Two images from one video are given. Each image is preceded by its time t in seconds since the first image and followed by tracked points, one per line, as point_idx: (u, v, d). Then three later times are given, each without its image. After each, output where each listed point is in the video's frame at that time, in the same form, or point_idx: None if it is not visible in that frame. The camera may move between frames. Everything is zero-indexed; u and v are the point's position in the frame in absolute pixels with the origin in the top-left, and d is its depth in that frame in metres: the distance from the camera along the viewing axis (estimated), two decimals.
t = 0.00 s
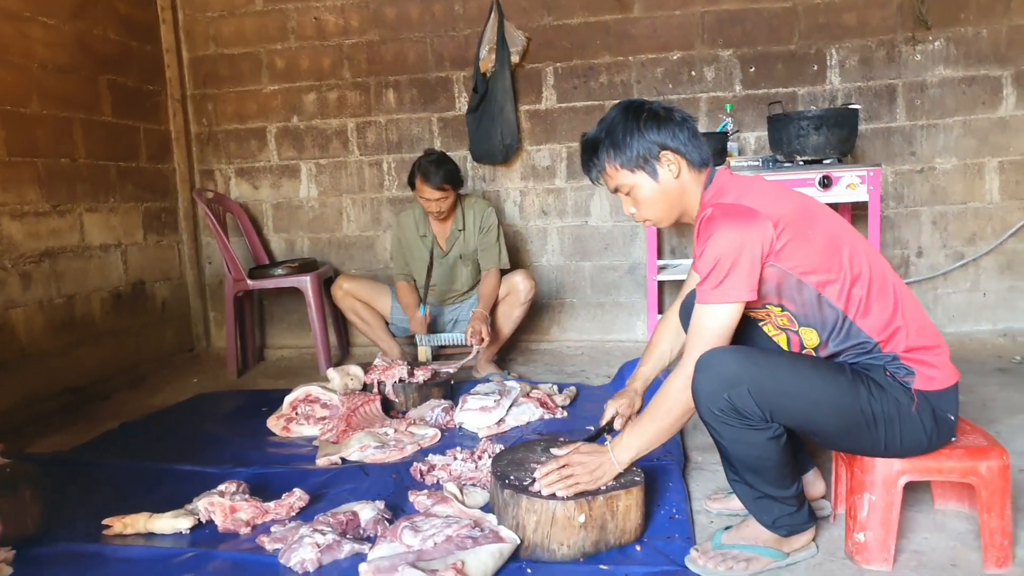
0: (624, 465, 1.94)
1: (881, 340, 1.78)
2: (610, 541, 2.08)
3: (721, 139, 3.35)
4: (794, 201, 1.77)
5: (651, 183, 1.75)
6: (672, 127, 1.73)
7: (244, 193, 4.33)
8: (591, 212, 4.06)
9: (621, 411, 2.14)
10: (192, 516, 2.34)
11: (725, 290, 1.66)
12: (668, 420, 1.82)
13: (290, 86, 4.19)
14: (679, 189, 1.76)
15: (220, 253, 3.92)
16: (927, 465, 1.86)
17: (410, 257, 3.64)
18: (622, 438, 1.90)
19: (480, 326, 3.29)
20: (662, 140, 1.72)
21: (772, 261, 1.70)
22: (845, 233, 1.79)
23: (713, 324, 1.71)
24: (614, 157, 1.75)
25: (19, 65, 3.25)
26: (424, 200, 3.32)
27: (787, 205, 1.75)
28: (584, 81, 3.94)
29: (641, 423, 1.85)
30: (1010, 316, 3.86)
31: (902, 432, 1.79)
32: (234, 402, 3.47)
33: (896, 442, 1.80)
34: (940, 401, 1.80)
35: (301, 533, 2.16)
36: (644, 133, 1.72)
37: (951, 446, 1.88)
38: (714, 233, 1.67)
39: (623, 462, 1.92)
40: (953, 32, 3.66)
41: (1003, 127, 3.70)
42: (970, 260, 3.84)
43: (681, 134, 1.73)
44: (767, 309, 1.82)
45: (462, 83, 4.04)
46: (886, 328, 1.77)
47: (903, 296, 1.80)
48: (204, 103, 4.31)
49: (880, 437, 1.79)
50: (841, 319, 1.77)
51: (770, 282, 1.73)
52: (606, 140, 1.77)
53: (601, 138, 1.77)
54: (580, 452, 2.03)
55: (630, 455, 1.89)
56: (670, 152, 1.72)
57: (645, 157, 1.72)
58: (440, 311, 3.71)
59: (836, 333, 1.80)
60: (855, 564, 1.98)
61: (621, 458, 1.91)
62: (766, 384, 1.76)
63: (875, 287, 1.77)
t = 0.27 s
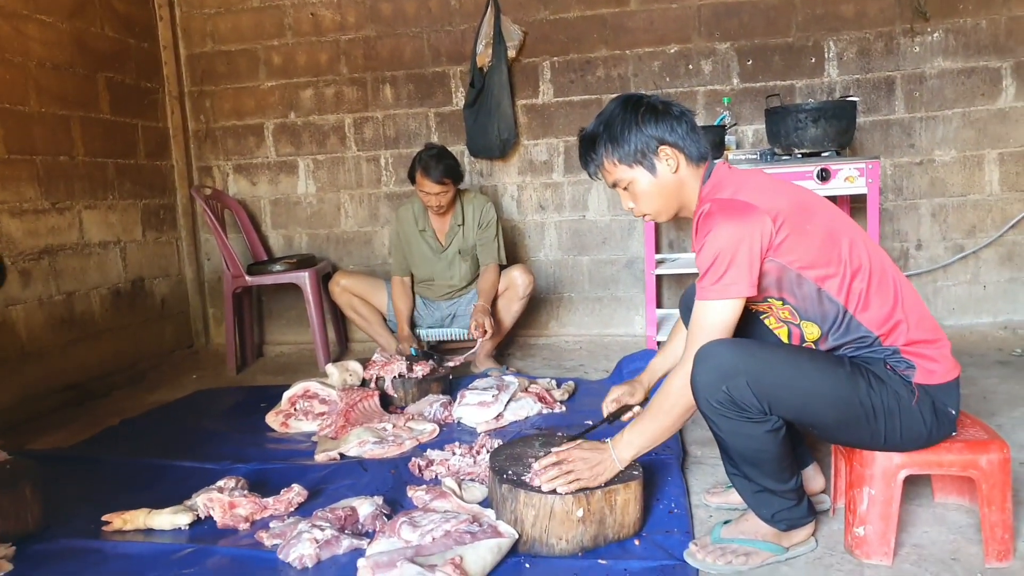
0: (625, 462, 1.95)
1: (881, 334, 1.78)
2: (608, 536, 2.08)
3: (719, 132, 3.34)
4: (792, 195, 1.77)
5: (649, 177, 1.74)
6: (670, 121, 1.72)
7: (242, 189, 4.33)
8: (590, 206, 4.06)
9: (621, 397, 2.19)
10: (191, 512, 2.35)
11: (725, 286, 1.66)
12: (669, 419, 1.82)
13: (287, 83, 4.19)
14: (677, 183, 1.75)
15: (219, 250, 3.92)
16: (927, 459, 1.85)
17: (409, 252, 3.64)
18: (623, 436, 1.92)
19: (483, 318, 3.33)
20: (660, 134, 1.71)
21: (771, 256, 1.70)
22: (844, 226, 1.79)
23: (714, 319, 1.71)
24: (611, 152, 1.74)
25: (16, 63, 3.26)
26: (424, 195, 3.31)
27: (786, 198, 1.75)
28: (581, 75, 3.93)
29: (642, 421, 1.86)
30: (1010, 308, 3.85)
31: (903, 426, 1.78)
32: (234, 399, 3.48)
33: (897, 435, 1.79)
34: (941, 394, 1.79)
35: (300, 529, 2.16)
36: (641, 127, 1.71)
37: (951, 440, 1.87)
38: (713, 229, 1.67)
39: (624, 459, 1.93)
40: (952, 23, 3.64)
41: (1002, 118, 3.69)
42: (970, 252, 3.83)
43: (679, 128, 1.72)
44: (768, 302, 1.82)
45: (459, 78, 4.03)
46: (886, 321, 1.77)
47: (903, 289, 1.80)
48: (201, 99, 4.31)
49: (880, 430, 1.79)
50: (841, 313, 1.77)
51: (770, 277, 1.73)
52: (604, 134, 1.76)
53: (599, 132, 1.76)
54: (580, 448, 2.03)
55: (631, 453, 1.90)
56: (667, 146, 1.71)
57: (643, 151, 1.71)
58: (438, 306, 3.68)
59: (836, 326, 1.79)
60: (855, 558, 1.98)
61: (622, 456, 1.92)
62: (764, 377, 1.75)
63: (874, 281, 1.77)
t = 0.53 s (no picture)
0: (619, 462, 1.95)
1: (876, 330, 1.79)
2: (606, 533, 2.09)
3: (717, 130, 3.34)
4: (788, 192, 1.77)
5: (644, 177, 1.74)
6: (663, 120, 1.72)
7: (240, 187, 4.33)
8: (588, 204, 4.06)
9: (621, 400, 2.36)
10: (188, 509, 2.35)
11: (720, 284, 1.66)
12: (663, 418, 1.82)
13: (285, 80, 4.19)
14: (672, 182, 1.75)
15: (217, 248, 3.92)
16: (923, 456, 1.86)
17: (408, 249, 3.64)
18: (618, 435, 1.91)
19: (485, 308, 3.33)
20: (654, 134, 1.71)
21: (766, 254, 1.70)
22: (839, 223, 1.79)
23: (709, 317, 1.70)
24: (606, 152, 1.74)
25: (12, 60, 3.25)
26: (422, 192, 3.31)
27: (781, 196, 1.75)
28: (579, 73, 3.93)
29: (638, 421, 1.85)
30: (1007, 306, 3.87)
31: (899, 423, 1.79)
32: (232, 397, 3.48)
33: (893, 432, 1.80)
34: (936, 390, 1.80)
35: (297, 527, 2.16)
36: (635, 127, 1.71)
37: (947, 437, 1.88)
38: (708, 227, 1.67)
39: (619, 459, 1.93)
40: (949, 22, 3.65)
41: (999, 116, 3.70)
42: (967, 250, 3.84)
43: (673, 127, 1.72)
44: (763, 300, 1.83)
45: (457, 76, 4.03)
46: (881, 318, 1.77)
47: (897, 285, 1.81)
48: (199, 97, 4.30)
49: (877, 427, 1.79)
50: (836, 310, 1.78)
51: (765, 275, 1.74)
52: (598, 135, 1.76)
53: (593, 133, 1.76)
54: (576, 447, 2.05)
55: (626, 452, 1.90)
56: (661, 146, 1.71)
57: (638, 151, 1.72)
58: (438, 304, 3.68)
59: (832, 323, 1.80)
60: (851, 555, 1.99)
61: (616, 455, 1.92)
62: (761, 374, 1.76)
63: (869, 277, 1.77)
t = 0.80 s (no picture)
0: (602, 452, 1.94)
1: (868, 333, 1.79)
2: (596, 530, 2.09)
3: (710, 129, 3.34)
4: (783, 192, 1.77)
5: (642, 174, 1.74)
6: (661, 116, 1.72)
7: (233, 182, 4.31)
8: (582, 202, 4.06)
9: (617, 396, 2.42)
10: (178, 504, 2.34)
11: (710, 283, 1.67)
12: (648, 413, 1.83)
13: (279, 75, 4.17)
14: (670, 179, 1.75)
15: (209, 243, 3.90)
16: (913, 455, 1.86)
17: (400, 245, 3.65)
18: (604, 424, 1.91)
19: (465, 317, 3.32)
20: (652, 130, 1.71)
21: (757, 254, 1.71)
22: (832, 225, 1.79)
23: (699, 314, 1.71)
24: (604, 149, 1.74)
25: (3, 51, 3.22)
26: (415, 189, 3.30)
27: (775, 196, 1.75)
28: (575, 70, 3.93)
29: (626, 410, 1.85)
30: (997, 307, 3.88)
31: (890, 424, 1.79)
32: (222, 392, 3.46)
33: (884, 433, 1.80)
34: (927, 392, 1.81)
35: (287, 522, 2.16)
36: (633, 124, 1.71)
37: (937, 437, 1.89)
38: (699, 226, 1.67)
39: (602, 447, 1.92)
40: (943, 23, 3.66)
41: (991, 118, 3.71)
42: (958, 251, 3.85)
43: (671, 124, 1.72)
44: (755, 300, 1.83)
45: (452, 72, 4.02)
46: (873, 321, 1.77)
47: (890, 288, 1.81)
48: (192, 91, 4.28)
49: (868, 428, 1.80)
50: (827, 312, 1.78)
51: (755, 275, 1.74)
52: (596, 131, 1.75)
53: (591, 130, 1.76)
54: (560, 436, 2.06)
55: (610, 442, 1.89)
56: (660, 142, 1.71)
57: (636, 147, 1.71)
58: (429, 300, 3.69)
59: (823, 325, 1.80)
60: (841, 553, 2.00)
61: (600, 444, 1.91)
62: (754, 374, 1.76)
63: (862, 280, 1.77)
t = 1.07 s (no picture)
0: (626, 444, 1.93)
1: (875, 331, 1.78)
2: (593, 530, 2.09)
3: (712, 131, 3.35)
4: (791, 190, 1.78)
5: (648, 172, 1.75)
6: (668, 115, 1.73)
7: (234, 177, 4.31)
8: (582, 202, 4.06)
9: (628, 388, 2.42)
10: (175, 498, 2.34)
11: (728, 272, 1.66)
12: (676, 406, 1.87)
13: (282, 71, 4.18)
14: (675, 177, 1.76)
15: (209, 238, 3.91)
16: (912, 459, 1.86)
17: (401, 243, 3.64)
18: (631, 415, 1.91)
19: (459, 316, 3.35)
20: (659, 129, 1.72)
21: (774, 245, 1.70)
22: (839, 223, 1.80)
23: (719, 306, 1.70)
24: (610, 145, 1.75)
25: (8, 44, 3.23)
26: (415, 186, 3.31)
27: (784, 192, 1.76)
28: (577, 71, 3.94)
29: (656, 402, 1.89)
30: (996, 313, 3.89)
31: (892, 427, 1.79)
32: (221, 387, 3.47)
33: (886, 436, 1.80)
34: (930, 396, 1.81)
35: (284, 518, 2.16)
36: (640, 121, 1.72)
37: (936, 441, 1.89)
38: (716, 216, 1.67)
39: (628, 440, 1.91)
40: (946, 29, 3.67)
41: (992, 124, 3.72)
42: (958, 256, 3.86)
43: (678, 123, 1.73)
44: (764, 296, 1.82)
45: (454, 71, 4.03)
46: (879, 318, 1.77)
47: (895, 287, 1.82)
48: (195, 86, 4.29)
49: (870, 431, 1.80)
50: (836, 307, 1.77)
51: (770, 268, 1.73)
52: (603, 128, 1.76)
53: (598, 126, 1.76)
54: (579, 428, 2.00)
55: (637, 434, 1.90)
56: (667, 141, 1.72)
57: (642, 145, 1.72)
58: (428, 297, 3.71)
59: (830, 321, 1.79)
60: (837, 556, 1.99)
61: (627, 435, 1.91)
62: (758, 374, 1.76)
63: (869, 278, 1.78)
